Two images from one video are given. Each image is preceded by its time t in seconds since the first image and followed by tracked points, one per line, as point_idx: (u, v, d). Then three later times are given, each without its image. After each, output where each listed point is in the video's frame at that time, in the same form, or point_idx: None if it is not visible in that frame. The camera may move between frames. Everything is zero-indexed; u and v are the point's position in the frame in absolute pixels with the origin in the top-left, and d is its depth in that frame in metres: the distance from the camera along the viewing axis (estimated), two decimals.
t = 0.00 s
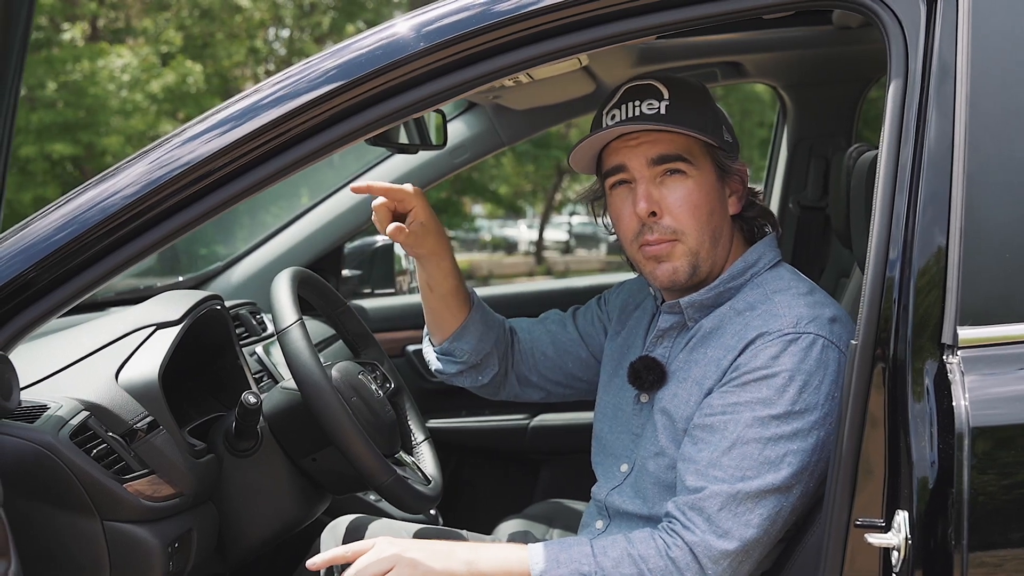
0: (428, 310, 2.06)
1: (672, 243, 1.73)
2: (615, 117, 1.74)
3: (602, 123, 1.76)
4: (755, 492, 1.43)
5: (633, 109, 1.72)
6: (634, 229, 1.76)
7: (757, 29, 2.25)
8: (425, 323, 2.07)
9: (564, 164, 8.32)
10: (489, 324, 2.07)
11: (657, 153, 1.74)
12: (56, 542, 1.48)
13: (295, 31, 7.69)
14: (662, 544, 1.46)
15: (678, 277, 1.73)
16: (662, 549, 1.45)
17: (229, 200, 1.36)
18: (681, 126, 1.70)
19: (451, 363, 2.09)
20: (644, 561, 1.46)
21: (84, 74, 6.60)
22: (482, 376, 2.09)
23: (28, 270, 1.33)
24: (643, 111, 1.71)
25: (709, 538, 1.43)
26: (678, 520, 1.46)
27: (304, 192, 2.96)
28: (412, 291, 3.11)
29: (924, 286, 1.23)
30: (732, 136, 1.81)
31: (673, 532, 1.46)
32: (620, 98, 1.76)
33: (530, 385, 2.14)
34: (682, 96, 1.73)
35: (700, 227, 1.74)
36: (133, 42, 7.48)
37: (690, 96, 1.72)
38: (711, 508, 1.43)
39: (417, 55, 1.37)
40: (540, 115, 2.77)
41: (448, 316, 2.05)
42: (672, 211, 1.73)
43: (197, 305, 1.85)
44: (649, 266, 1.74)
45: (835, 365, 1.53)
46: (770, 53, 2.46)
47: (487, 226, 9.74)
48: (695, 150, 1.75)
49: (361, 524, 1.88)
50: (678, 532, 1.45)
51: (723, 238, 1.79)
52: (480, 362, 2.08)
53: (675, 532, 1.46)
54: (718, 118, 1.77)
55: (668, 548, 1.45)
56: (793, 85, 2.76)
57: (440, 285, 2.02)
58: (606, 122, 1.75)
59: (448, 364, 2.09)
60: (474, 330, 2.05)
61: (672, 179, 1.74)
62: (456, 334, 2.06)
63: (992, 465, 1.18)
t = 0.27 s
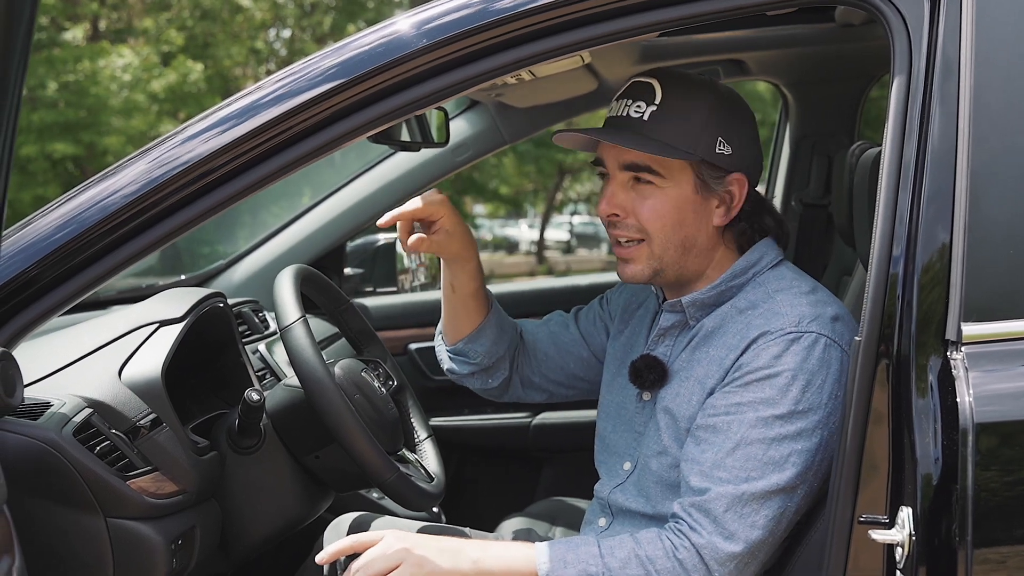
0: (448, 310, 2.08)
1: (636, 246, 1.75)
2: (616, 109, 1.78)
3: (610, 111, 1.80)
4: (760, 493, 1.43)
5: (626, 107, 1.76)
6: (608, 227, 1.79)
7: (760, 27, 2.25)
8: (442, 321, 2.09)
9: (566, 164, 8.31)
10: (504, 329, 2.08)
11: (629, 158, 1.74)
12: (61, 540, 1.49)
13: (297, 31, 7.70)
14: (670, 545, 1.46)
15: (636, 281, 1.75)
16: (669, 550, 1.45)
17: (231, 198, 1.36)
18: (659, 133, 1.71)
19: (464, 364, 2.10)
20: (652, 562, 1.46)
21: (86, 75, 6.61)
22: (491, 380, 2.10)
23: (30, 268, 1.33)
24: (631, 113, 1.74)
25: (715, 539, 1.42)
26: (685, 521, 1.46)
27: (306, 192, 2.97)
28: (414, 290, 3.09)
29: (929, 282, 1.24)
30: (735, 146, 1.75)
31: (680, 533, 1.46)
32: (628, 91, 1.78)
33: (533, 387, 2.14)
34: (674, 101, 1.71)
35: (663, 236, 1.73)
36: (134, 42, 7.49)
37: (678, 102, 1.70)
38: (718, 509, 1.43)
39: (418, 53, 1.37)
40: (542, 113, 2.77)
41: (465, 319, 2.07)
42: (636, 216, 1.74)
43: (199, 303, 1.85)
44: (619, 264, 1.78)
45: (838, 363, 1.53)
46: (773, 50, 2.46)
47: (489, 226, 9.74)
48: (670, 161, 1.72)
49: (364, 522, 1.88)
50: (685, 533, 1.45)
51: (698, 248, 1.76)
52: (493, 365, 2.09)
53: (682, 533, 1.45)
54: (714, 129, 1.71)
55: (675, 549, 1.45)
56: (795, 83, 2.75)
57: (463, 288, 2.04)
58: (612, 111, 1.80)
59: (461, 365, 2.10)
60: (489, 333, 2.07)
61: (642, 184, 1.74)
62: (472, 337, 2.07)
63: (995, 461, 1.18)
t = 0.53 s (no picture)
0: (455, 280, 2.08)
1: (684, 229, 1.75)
2: (656, 93, 1.74)
3: (642, 97, 1.77)
4: (767, 491, 1.43)
5: (674, 88, 1.72)
6: (650, 207, 1.78)
7: (763, 23, 2.25)
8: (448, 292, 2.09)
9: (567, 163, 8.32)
10: (509, 307, 2.07)
11: (689, 138, 1.75)
12: (66, 535, 1.49)
13: (298, 31, 7.70)
14: (675, 542, 1.46)
15: (683, 263, 1.76)
16: (674, 548, 1.45)
17: (233, 194, 1.36)
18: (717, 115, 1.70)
19: (466, 337, 2.09)
20: (656, 559, 1.46)
21: (88, 74, 6.61)
22: (492, 357, 2.10)
23: (34, 262, 1.33)
24: (685, 93, 1.71)
25: (721, 537, 1.43)
26: (691, 519, 1.46)
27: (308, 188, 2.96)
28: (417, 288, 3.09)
29: (932, 279, 1.23)
30: (768, 135, 1.80)
31: (686, 530, 1.46)
32: (664, 76, 1.76)
33: (535, 370, 2.13)
34: (724, 84, 1.72)
35: (719, 218, 1.76)
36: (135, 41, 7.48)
37: (731, 86, 1.72)
38: (725, 507, 1.43)
39: (420, 48, 1.37)
40: (545, 110, 2.77)
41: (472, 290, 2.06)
42: (693, 198, 1.75)
43: (203, 298, 1.84)
44: (658, 246, 1.77)
45: (847, 363, 1.52)
46: (776, 47, 2.46)
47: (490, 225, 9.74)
48: (726, 141, 1.75)
49: (366, 517, 1.89)
50: (691, 531, 1.45)
51: (739, 231, 1.80)
52: (496, 341, 2.08)
53: (688, 530, 1.45)
54: (759, 116, 1.76)
55: (680, 546, 1.45)
56: (798, 80, 2.76)
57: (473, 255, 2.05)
58: (646, 96, 1.76)
59: (463, 338, 2.09)
60: (494, 308, 2.06)
61: (699, 165, 1.75)
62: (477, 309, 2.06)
63: (999, 456, 1.18)
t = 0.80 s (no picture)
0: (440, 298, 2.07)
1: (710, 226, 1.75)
2: (682, 91, 1.74)
3: (668, 94, 1.76)
4: (773, 488, 1.43)
5: (704, 87, 1.72)
6: (676, 204, 1.77)
7: (767, 21, 2.25)
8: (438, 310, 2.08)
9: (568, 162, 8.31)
10: (501, 311, 2.07)
11: (719, 137, 1.75)
12: (68, 530, 1.49)
13: (300, 30, 7.70)
14: (679, 538, 1.46)
15: (710, 264, 1.75)
16: (678, 544, 1.46)
17: (234, 191, 1.36)
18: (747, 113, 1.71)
19: (464, 351, 2.10)
20: (659, 556, 1.46)
21: (89, 73, 6.62)
22: (495, 363, 2.09)
23: (36, 258, 1.33)
24: (713, 92, 1.71)
25: (726, 533, 1.43)
26: (695, 515, 1.46)
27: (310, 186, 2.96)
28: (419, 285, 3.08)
29: (936, 278, 1.23)
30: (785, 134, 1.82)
31: (690, 526, 1.46)
32: (688, 73, 1.76)
33: (543, 371, 2.13)
34: (751, 83, 1.74)
35: (744, 217, 1.76)
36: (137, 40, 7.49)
37: (758, 85, 1.74)
38: (729, 503, 1.43)
39: (421, 46, 1.37)
40: (548, 108, 2.77)
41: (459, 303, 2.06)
42: (721, 196, 1.75)
43: (206, 295, 1.84)
44: (682, 243, 1.77)
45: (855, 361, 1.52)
46: (779, 45, 2.46)
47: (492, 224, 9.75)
48: (752, 141, 1.77)
49: (368, 515, 1.89)
50: (694, 527, 1.45)
51: (759, 231, 1.81)
52: (493, 349, 2.08)
53: (692, 527, 1.46)
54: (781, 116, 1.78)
55: (684, 542, 1.45)
56: (801, 78, 2.76)
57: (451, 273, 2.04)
58: (672, 94, 1.75)
59: (461, 352, 2.09)
60: (485, 317, 2.06)
61: (727, 165, 1.76)
62: (466, 322, 2.07)
63: (1002, 453, 1.18)
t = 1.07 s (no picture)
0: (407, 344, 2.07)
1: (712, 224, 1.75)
2: (685, 88, 1.72)
3: (671, 92, 1.74)
4: (777, 490, 1.43)
5: (706, 85, 1.70)
6: (678, 202, 1.78)
7: (767, 20, 2.25)
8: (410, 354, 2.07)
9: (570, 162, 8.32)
10: (473, 338, 2.07)
11: (721, 135, 1.75)
12: (71, 531, 1.49)
13: (301, 30, 7.70)
14: (683, 539, 1.45)
15: (711, 262, 1.76)
16: (682, 545, 1.45)
17: (232, 191, 1.36)
18: (751, 111, 1.70)
19: (449, 385, 2.09)
20: (664, 558, 1.45)
21: (91, 73, 6.62)
22: (482, 386, 2.09)
23: (37, 256, 1.33)
24: (717, 90, 1.69)
25: (730, 536, 1.42)
26: (699, 516, 1.45)
27: (311, 186, 2.96)
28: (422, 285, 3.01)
29: (938, 276, 1.23)
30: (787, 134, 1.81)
31: (694, 528, 1.45)
32: (691, 71, 1.74)
33: (544, 381, 2.13)
34: (754, 80, 1.72)
35: (745, 215, 1.76)
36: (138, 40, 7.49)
37: (761, 83, 1.72)
38: (734, 505, 1.43)
39: (421, 45, 1.37)
40: (550, 107, 2.77)
41: (429, 338, 2.05)
42: (724, 194, 1.75)
43: (207, 295, 1.84)
44: (683, 242, 1.77)
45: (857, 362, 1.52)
46: (781, 44, 2.46)
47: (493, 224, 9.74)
48: (754, 138, 1.77)
49: (370, 513, 1.89)
50: (699, 529, 1.44)
51: (761, 228, 1.81)
52: (473, 375, 2.09)
53: (696, 528, 1.45)
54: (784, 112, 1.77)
55: (688, 544, 1.44)
56: (802, 77, 2.76)
57: (410, 316, 2.02)
58: (675, 92, 1.74)
59: (447, 388, 2.09)
60: (459, 346, 2.06)
61: (728, 163, 1.76)
62: (441, 354, 2.07)
63: (1004, 452, 1.18)
